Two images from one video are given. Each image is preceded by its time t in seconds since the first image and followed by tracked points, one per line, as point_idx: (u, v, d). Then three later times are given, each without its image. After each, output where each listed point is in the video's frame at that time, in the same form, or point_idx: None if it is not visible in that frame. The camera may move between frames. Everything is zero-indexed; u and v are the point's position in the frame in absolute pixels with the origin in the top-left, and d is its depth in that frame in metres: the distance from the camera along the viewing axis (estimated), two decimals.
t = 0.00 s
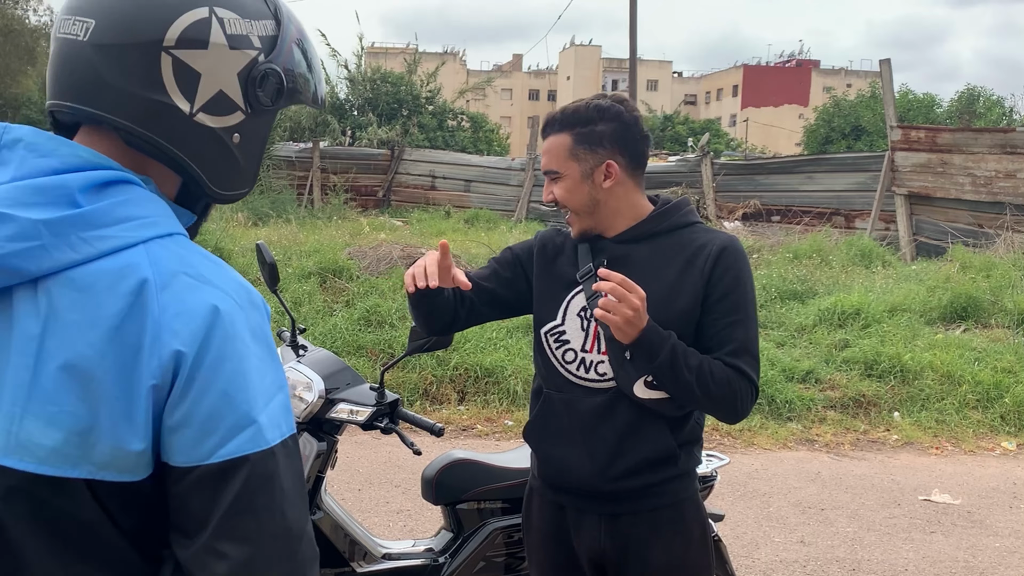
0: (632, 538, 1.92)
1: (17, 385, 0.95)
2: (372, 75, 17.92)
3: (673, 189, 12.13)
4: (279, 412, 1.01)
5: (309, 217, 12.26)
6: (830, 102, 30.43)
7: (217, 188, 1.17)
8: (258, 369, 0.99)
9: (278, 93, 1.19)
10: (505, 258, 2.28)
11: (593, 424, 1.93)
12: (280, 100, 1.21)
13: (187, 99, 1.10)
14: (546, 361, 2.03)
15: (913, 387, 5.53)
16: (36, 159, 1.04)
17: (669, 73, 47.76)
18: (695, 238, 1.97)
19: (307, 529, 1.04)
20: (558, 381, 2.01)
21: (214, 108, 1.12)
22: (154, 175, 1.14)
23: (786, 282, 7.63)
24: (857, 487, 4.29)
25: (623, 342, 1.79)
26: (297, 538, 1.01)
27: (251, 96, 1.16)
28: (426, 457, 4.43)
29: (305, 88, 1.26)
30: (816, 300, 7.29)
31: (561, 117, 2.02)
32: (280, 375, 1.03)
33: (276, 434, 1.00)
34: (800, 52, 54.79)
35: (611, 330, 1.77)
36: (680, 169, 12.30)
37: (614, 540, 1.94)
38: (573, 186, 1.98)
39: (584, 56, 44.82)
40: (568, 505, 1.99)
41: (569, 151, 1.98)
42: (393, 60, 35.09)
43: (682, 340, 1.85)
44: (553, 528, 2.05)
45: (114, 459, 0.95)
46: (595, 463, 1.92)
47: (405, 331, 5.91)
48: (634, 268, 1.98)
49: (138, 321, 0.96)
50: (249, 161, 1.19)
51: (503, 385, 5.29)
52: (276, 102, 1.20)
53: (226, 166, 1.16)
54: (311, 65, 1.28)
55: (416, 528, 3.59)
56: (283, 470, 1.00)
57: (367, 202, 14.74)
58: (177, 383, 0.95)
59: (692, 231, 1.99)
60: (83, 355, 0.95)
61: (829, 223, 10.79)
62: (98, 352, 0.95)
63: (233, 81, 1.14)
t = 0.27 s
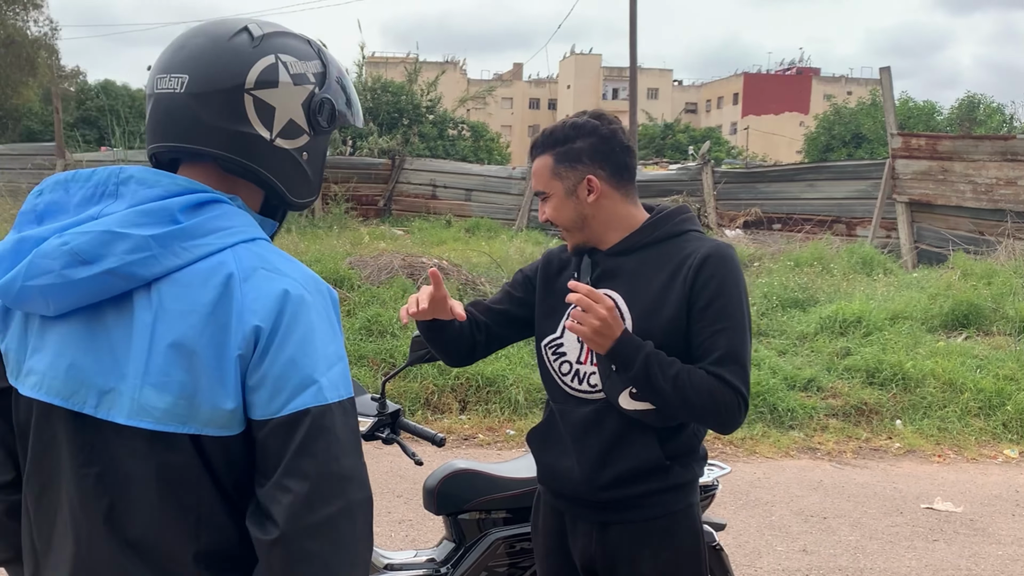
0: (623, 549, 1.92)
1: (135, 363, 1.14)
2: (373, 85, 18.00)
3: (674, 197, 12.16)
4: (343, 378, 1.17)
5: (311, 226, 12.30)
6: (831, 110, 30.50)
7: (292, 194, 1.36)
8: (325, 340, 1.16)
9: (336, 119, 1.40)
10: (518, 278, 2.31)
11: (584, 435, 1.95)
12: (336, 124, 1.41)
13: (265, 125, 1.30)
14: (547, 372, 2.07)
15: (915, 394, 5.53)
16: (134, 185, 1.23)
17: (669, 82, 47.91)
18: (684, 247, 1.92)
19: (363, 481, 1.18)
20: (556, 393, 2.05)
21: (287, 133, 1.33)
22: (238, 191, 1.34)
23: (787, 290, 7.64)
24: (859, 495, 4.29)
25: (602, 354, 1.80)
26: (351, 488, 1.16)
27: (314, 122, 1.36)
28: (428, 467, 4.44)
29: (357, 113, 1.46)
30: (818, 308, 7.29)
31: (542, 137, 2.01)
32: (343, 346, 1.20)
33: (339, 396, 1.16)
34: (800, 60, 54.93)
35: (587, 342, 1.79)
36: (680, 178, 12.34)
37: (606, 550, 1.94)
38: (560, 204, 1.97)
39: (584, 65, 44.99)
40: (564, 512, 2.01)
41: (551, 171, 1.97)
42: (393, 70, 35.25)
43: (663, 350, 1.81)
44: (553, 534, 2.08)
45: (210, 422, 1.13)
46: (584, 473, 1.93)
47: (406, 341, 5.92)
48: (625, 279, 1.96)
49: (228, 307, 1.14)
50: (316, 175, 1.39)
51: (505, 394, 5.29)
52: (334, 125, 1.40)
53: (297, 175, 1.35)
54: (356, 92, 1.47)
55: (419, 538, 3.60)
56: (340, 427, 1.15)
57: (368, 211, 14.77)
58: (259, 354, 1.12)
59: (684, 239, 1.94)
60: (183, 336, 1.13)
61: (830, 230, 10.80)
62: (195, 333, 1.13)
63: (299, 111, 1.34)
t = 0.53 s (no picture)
0: (617, 555, 1.92)
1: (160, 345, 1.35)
2: (373, 94, 18.06)
3: (674, 205, 12.19)
4: (328, 337, 1.34)
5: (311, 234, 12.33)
6: (830, 117, 30.57)
7: (299, 195, 1.52)
8: (313, 307, 1.33)
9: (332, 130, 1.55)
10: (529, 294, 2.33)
11: (576, 441, 1.95)
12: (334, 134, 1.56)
13: (265, 142, 1.48)
14: (547, 379, 2.08)
15: (916, 401, 5.54)
16: (167, 207, 1.45)
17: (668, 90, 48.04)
18: (677, 256, 1.91)
19: (347, 425, 1.35)
20: (554, 398, 2.06)
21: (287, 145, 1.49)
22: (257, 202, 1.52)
23: (787, 297, 7.65)
24: (860, 502, 4.29)
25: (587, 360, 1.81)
26: (335, 431, 1.32)
27: (311, 134, 1.51)
28: (429, 475, 4.44)
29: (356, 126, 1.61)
30: (818, 315, 7.31)
31: (536, 152, 2.03)
32: (331, 314, 1.37)
33: (325, 352, 1.33)
34: (799, 67, 55.09)
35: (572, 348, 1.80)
36: (680, 185, 12.38)
37: (601, 556, 1.95)
38: (557, 216, 1.99)
39: (584, 73, 45.13)
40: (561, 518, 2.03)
41: (546, 183, 1.99)
42: (393, 78, 35.37)
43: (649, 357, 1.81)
44: (552, 537, 2.10)
45: (222, 389, 1.32)
46: (577, 479, 1.94)
47: (407, 348, 5.93)
48: (620, 287, 1.97)
49: (230, 290, 1.33)
50: (320, 178, 1.55)
51: (505, 402, 5.29)
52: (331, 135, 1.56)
53: (300, 178, 1.52)
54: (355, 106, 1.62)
55: (420, 546, 3.60)
56: (326, 377, 1.32)
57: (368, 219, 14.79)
58: (252, 324, 1.30)
59: (680, 247, 1.93)
60: (196, 317, 1.32)
61: (830, 237, 10.82)
62: (205, 314, 1.32)
63: (294, 127, 1.50)
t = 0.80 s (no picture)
0: (612, 559, 1.91)
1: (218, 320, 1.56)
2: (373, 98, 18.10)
3: (673, 209, 12.21)
4: (348, 315, 1.48)
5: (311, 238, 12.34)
6: (829, 121, 30.62)
7: (339, 187, 1.67)
8: (334, 285, 1.47)
9: (370, 126, 1.68)
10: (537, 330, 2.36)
11: (571, 444, 1.97)
12: (373, 130, 1.69)
13: (304, 142, 1.64)
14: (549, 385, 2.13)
15: (915, 405, 5.54)
16: (231, 203, 1.67)
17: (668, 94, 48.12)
18: (665, 259, 1.90)
19: (362, 392, 1.47)
20: (556, 406, 2.10)
21: (325, 143, 1.65)
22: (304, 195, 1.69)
23: (787, 301, 7.66)
24: (860, 505, 4.29)
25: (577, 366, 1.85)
26: (348, 396, 1.46)
27: (346, 130, 1.66)
28: (429, 479, 4.44)
29: (398, 123, 1.74)
30: (817, 319, 7.31)
31: (538, 153, 2.02)
32: (354, 293, 1.51)
33: (344, 327, 1.47)
34: (798, 71, 55.18)
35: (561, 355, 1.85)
36: (679, 189, 12.43)
37: (596, 560, 1.95)
38: (559, 216, 1.97)
39: (583, 77, 45.22)
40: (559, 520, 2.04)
41: (550, 184, 1.97)
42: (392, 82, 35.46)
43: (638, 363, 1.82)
44: (552, 541, 2.10)
45: (258, 359, 1.49)
46: (571, 481, 1.95)
47: (406, 352, 5.94)
48: (611, 293, 1.98)
49: (268, 271, 1.51)
50: (360, 169, 1.69)
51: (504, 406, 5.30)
52: (371, 130, 1.69)
53: (339, 171, 1.66)
54: (398, 104, 1.75)
55: (420, 550, 3.60)
56: (345, 351, 1.46)
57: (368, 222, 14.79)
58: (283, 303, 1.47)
59: (668, 251, 1.92)
60: (240, 296, 1.51)
61: (829, 241, 10.82)
62: (247, 293, 1.50)
63: (331, 125, 1.65)
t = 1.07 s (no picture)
0: (609, 558, 1.91)
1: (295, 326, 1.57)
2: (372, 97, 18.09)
3: (673, 209, 12.21)
4: (428, 336, 1.50)
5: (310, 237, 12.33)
6: (829, 121, 30.62)
7: (410, 191, 1.70)
8: (415, 303, 1.49)
9: (442, 127, 1.71)
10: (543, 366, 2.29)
11: (566, 445, 1.97)
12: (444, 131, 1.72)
13: (382, 146, 1.66)
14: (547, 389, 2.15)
15: (914, 405, 5.54)
16: (304, 201, 1.68)
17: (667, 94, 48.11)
18: (651, 254, 1.89)
19: (435, 410, 1.50)
20: (551, 409, 2.11)
21: (401, 146, 1.67)
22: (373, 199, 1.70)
23: (786, 301, 7.66)
24: (859, 505, 4.29)
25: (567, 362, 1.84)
26: (423, 413, 1.48)
27: (422, 136, 1.69)
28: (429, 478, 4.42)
29: (467, 123, 1.77)
30: (817, 319, 7.31)
31: (572, 131, 1.99)
32: (432, 313, 1.52)
33: (425, 349, 1.49)
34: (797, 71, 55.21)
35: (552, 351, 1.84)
36: (678, 189, 12.54)
37: (594, 559, 1.94)
38: (600, 193, 1.95)
39: (582, 76, 45.21)
40: (557, 520, 2.04)
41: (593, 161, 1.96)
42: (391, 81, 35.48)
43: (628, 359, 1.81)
44: (550, 542, 2.10)
45: (335, 370, 1.52)
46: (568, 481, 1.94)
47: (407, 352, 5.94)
48: (600, 291, 1.98)
49: (349, 286, 1.52)
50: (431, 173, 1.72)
51: (504, 405, 5.29)
52: (443, 133, 1.72)
53: (415, 175, 1.69)
54: (467, 101, 1.77)
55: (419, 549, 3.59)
56: (423, 371, 1.48)
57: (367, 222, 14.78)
58: (364, 319, 1.48)
59: (653, 247, 1.92)
60: (319, 307, 1.54)
61: (828, 241, 10.82)
62: (328, 305, 1.53)
63: (408, 125, 1.68)
